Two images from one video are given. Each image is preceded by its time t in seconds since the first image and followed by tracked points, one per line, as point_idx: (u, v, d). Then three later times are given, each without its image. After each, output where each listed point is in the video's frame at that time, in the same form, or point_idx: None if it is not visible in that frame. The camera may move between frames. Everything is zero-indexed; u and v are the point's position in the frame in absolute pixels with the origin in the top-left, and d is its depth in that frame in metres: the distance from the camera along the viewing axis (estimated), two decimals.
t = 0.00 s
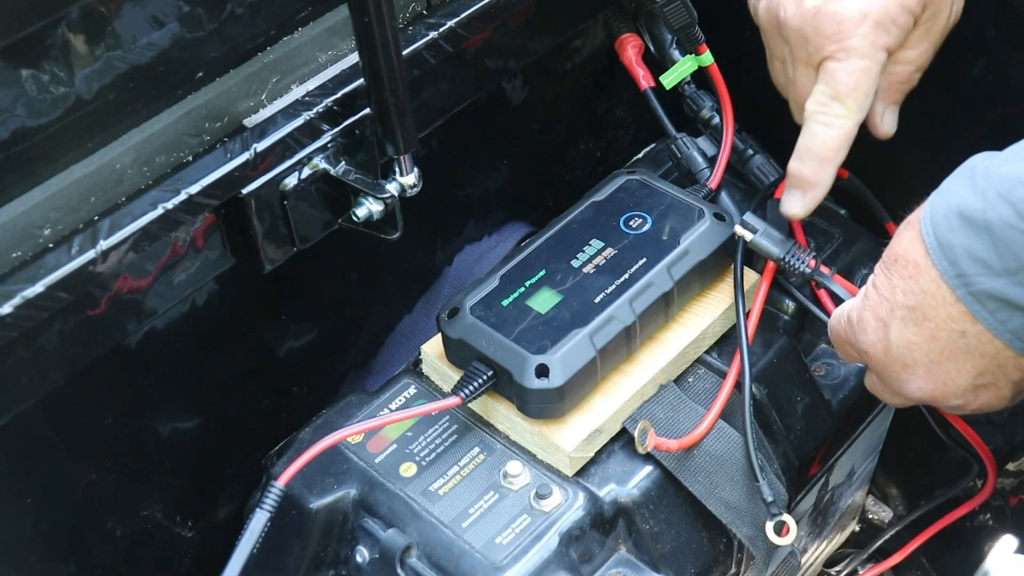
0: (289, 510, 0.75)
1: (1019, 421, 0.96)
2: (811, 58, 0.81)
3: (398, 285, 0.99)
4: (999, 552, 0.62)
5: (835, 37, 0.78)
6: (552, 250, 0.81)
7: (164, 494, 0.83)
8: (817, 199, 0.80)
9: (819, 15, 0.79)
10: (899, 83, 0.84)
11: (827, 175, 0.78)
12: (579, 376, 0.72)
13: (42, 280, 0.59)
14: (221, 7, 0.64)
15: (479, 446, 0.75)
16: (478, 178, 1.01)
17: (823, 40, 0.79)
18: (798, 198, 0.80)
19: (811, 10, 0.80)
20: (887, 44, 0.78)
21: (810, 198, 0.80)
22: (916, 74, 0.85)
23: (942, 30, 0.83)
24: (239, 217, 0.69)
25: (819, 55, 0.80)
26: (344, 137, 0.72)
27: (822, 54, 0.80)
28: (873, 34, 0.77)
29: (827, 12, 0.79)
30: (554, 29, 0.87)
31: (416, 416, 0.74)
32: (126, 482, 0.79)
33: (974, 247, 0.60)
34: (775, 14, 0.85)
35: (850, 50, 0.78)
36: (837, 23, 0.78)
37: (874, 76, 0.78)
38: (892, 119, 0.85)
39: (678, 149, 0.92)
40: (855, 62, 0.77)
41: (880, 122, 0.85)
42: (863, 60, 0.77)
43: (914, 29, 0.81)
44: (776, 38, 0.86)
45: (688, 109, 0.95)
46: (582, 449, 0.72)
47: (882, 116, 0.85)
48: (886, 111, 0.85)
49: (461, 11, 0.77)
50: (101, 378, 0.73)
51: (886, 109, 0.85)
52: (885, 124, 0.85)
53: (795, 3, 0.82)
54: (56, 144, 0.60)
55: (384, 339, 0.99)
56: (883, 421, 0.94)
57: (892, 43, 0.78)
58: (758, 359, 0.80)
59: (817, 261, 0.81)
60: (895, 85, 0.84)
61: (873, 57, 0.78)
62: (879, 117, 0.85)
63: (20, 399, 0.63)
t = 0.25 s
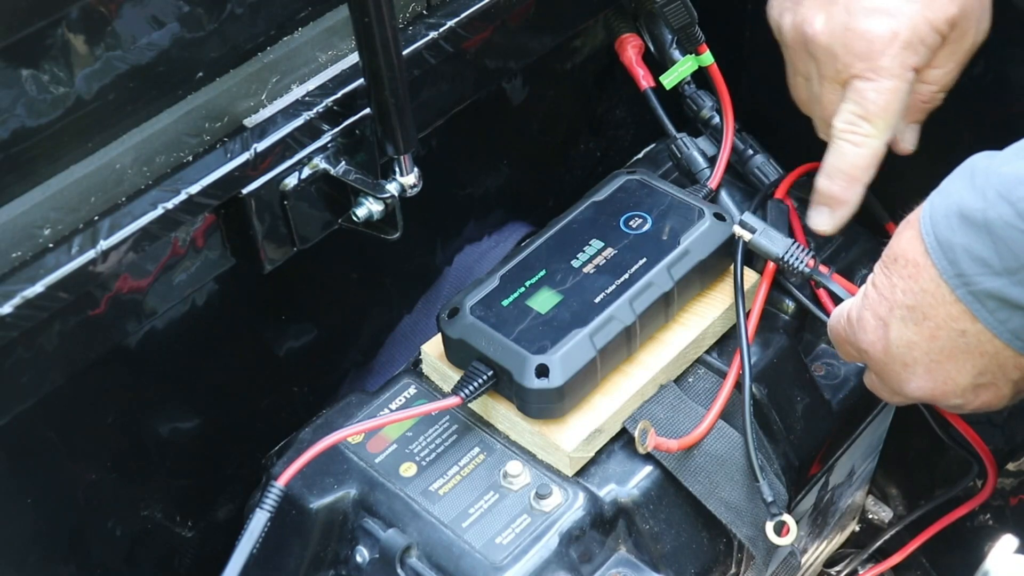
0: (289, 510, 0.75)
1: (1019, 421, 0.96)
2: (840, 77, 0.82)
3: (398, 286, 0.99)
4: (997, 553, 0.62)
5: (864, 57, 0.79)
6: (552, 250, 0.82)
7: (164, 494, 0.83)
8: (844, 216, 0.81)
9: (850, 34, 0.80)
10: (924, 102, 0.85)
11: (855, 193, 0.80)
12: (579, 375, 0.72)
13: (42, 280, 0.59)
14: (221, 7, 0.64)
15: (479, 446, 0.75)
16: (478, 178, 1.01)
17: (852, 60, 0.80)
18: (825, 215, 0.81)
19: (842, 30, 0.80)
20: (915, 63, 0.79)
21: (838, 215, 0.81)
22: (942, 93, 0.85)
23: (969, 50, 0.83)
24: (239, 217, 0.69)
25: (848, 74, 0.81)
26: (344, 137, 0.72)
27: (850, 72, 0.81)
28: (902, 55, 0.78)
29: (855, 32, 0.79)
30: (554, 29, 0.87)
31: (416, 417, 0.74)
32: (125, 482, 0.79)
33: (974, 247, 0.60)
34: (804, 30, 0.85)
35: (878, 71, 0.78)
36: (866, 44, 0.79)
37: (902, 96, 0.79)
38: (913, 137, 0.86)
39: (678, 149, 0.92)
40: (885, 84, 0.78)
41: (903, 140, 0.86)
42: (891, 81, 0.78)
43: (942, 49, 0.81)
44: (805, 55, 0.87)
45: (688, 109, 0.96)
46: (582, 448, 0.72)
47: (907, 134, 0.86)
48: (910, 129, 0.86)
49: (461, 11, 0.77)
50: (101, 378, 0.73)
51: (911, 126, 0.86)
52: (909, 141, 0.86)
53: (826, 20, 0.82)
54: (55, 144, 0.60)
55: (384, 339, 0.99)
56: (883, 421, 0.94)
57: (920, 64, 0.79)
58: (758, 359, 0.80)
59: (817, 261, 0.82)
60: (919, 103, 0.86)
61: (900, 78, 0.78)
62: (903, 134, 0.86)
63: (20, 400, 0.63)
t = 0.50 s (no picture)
0: (289, 510, 0.75)
1: (1019, 421, 0.96)
2: (816, 60, 0.82)
3: (398, 286, 0.98)
4: (997, 552, 0.62)
5: (843, 39, 0.79)
6: (552, 250, 0.82)
7: (164, 494, 0.83)
8: (803, 197, 0.80)
9: (829, 18, 0.80)
10: (905, 99, 0.84)
11: (816, 174, 0.79)
12: (579, 376, 0.72)
13: (42, 280, 0.59)
14: (221, 7, 0.64)
15: (479, 447, 0.75)
16: (478, 178, 1.01)
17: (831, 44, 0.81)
18: (783, 192, 0.80)
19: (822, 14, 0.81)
20: (893, 54, 0.79)
21: (796, 194, 0.80)
22: (925, 93, 0.84)
23: (953, 51, 0.83)
24: (239, 217, 0.69)
25: (825, 58, 0.81)
26: (344, 137, 0.72)
27: (827, 54, 0.81)
28: (881, 42, 0.78)
29: (836, 16, 0.80)
30: (554, 29, 0.87)
31: (416, 416, 0.74)
32: (126, 482, 0.79)
33: (974, 244, 0.60)
34: (787, 14, 0.85)
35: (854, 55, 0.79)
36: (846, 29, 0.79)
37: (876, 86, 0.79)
38: (892, 133, 0.84)
39: (678, 149, 0.92)
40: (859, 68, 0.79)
41: (879, 135, 0.84)
42: (864, 68, 0.78)
43: (924, 44, 0.81)
44: (785, 40, 0.87)
45: (688, 109, 0.96)
46: (582, 449, 0.72)
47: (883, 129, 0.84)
48: (888, 125, 0.85)
49: (461, 11, 0.77)
50: (101, 378, 0.73)
51: (890, 123, 0.85)
52: (886, 138, 0.84)
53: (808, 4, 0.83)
54: (55, 144, 0.60)
55: (384, 339, 0.99)
56: (883, 421, 0.94)
57: (899, 55, 0.80)
58: (758, 359, 0.80)
59: (818, 259, 0.80)
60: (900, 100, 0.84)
61: (876, 66, 0.79)
62: (879, 130, 0.85)
63: (20, 400, 0.63)
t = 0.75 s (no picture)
0: (289, 510, 0.75)
1: (1019, 421, 0.96)
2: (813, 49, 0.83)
3: (398, 286, 0.98)
4: (996, 552, 0.62)
5: (838, 30, 0.80)
6: (552, 250, 0.82)
7: (164, 494, 0.83)
8: (796, 185, 0.81)
9: (826, 7, 0.81)
10: (903, 89, 0.83)
11: (809, 163, 0.80)
12: (579, 376, 0.72)
13: (43, 280, 0.59)
14: (221, 7, 0.64)
15: (479, 447, 0.75)
16: (478, 178, 1.01)
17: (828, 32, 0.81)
18: (777, 181, 0.81)
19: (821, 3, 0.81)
20: (889, 45, 0.80)
21: (790, 183, 0.81)
22: (923, 84, 0.84)
23: (951, 43, 0.82)
24: (239, 217, 0.69)
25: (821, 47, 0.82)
26: (344, 137, 0.72)
27: (823, 45, 0.82)
28: (876, 33, 0.79)
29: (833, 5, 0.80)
30: (554, 29, 0.87)
31: (416, 416, 0.74)
32: (126, 482, 0.79)
33: (976, 242, 0.60)
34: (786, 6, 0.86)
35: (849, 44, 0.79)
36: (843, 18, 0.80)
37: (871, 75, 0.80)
38: (890, 124, 0.84)
39: (678, 149, 0.92)
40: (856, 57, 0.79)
41: (877, 125, 0.84)
42: (861, 58, 0.79)
43: (921, 36, 0.81)
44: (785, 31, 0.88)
45: (688, 109, 0.95)
46: (582, 449, 0.72)
47: (881, 119, 0.84)
48: (887, 115, 0.84)
49: (461, 11, 0.77)
50: (101, 378, 0.73)
51: (888, 113, 0.84)
52: (884, 127, 0.84)
53: None
54: (55, 144, 0.60)
55: (384, 339, 0.99)
56: (883, 421, 0.94)
57: (894, 45, 0.80)
58: (758, 359, 0.80)
59: (818, 256, 0.80)
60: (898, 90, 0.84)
61: (871, 54, 0.79)
62: (877, 121, 0.84)
63: (20, 400, 0.63)
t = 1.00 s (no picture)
0: (289, 510, 0.75)
1: (1019, 421, 0.96)
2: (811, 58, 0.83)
3: (399, 286, 0.99)
4: (996, 552, 0.62)
5: (836, 40, 0.80)
6: (552, 250, 0.81)
7: (164, 494, 0.83)
8: (800, 194, 0.82)
9: (823, 16, 0.81)
10: (904, 95, 0.84)
11: (811, 172, 0.80)
12: (579, 376, 0.72)
13: (42, 280, 0.59)
14: (221, 7, 0.64)
15: (479, 447, 0.75)
16: (478, 178, 1.01)
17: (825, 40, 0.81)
18: (781, 191, 0.82)
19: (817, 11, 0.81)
20: (887, 53, 0.79)
21: (794, 192, 0.82)
22: (925, 89, 0.84)
23: (950, 48, 0.82)
24: (239, 217, 0.68)
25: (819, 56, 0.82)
26: (344, 137, 0.72)
27: (821, 55, 0.81)
28: (873, 43, 0.79)
29: (830, 12, 0.80)
30: (555, 29, 0.87)
31: (416, 416, 0.74)
32: (126, 482, 0.79)
33: (978, 237, 0.60)
34: (785, 13, 0.86)
35: (847, 55, 0.79)
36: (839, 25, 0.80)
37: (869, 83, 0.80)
38: (892, 129, 0.84)
39: (678, 149, 0.92)
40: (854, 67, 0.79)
41: (880, 130, 0.85)
42: (859, 67, 0.79)
43: (919, 42, 0.81)
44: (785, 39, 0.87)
45: (688, 109, 0.95)
46: (582, 448, 0.72)
47: (884, 126, 0.85)
48: (889, 120, 0.85)
49: (461, 11, 0.77)
50: (101, 378, 0.73)
51: (890, 118, 0.85)
52: (886, 133, 0.85)
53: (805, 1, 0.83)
54: (56, 144, 0.60)
55: (384, 339, 0.99)
56: (883, 421, 0.94)
57: (892, 54, 0.80)
58: (758, 359, 0.80)
59: (821, 249, 0.81)
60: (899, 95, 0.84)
61: (869, 63, 0.79)
62: (880, 127, 0.85)
63: (20, 399, 0.63)
